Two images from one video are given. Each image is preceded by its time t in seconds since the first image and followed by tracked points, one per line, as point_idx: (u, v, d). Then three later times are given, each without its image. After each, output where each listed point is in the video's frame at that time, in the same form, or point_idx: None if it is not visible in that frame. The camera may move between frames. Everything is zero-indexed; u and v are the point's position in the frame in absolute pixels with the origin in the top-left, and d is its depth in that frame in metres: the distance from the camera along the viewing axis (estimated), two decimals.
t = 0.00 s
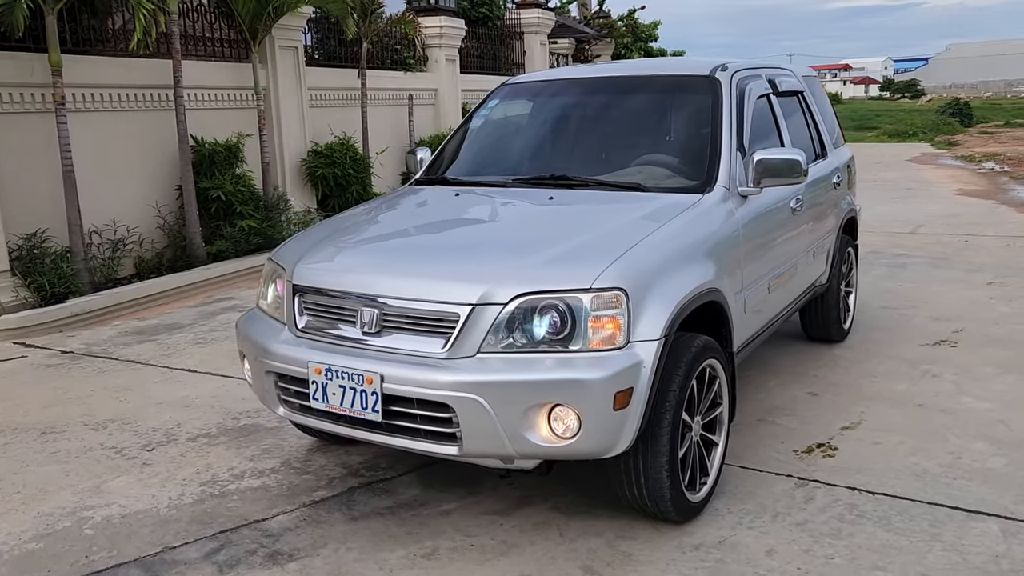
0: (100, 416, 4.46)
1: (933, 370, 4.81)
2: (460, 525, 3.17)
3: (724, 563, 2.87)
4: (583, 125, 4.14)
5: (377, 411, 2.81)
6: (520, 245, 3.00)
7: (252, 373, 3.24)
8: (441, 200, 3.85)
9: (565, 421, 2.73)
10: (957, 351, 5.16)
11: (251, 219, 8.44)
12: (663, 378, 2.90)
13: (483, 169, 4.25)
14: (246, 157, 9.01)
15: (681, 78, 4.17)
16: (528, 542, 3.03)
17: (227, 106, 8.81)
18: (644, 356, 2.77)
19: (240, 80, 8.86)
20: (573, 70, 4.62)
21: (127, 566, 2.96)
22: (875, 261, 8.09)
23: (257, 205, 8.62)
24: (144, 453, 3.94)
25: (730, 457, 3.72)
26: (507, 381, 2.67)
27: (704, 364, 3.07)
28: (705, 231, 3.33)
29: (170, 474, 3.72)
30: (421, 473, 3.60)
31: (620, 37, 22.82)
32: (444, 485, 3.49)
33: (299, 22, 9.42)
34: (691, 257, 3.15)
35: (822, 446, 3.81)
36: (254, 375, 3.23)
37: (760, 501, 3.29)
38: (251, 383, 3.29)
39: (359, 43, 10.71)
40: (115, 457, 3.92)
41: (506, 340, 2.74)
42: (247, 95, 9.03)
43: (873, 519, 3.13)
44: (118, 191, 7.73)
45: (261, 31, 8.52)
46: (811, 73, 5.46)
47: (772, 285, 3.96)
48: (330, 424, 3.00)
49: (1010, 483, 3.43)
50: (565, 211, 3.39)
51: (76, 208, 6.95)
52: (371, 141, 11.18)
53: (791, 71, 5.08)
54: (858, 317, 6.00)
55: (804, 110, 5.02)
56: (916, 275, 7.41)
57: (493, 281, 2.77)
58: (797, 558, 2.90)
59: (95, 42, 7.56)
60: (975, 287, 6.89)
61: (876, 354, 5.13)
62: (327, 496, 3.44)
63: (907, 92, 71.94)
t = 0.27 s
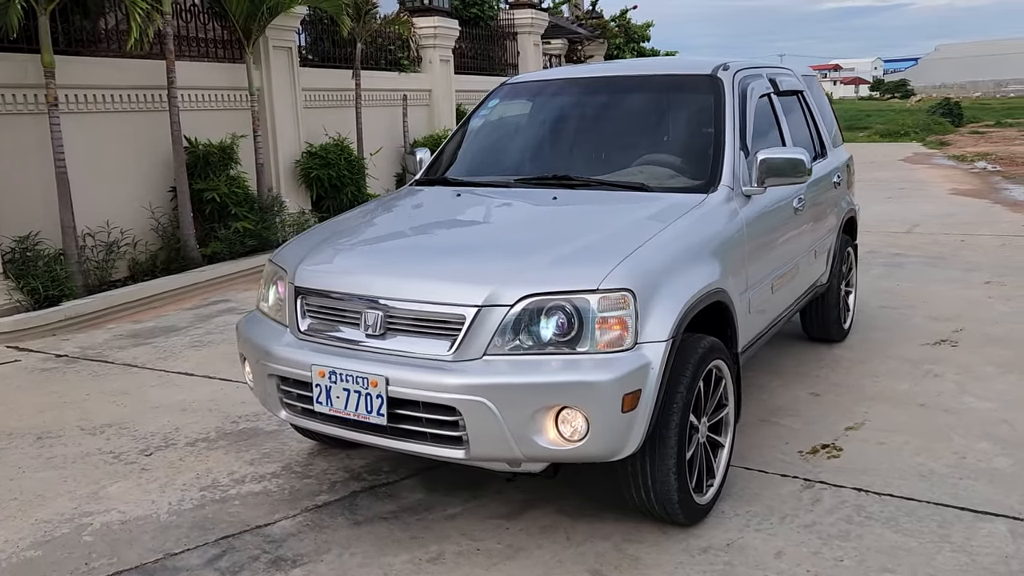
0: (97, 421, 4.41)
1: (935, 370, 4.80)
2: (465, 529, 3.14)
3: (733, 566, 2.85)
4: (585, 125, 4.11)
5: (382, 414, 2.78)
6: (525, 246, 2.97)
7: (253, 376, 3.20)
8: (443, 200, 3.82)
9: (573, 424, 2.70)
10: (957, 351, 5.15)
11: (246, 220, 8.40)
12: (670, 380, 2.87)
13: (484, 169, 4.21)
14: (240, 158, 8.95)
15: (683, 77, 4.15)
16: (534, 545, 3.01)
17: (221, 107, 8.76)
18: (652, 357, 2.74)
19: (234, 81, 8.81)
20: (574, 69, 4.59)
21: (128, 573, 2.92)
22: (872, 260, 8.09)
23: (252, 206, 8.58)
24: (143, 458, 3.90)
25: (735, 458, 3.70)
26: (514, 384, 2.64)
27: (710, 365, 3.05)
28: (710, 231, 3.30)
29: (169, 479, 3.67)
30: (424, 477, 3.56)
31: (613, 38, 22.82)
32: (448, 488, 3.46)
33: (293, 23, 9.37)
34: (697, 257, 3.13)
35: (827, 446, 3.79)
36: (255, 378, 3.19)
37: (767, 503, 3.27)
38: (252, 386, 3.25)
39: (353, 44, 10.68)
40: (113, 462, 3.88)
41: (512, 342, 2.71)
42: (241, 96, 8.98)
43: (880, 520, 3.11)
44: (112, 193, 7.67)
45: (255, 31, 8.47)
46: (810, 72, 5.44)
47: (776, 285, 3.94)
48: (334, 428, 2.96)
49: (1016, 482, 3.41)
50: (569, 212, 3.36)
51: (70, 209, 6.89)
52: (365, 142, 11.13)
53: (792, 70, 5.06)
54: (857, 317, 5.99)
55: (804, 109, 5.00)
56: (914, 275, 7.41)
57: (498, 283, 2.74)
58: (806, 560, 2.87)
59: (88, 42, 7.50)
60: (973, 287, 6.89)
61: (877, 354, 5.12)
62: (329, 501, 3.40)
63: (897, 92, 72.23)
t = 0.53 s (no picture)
0: (94, 425, 4.34)
1: (938, 370, 4.78)
2: (472, 534, 3.09)
3: (745, 570, 2.81)
4: (589, 124, 4.06)
5: (389, 419, 2.73)
6: (533, 247, 2.93)
7: (255, 379, 3.15)
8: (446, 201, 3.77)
9: (584, 428, 2.65)
10: (960, 351, 5.13)
11: (241, 221, 8.34)
12: (681, 382, 2.83)
13: (487, 169, 4.16)
14: (234, 158, 8.88)
15: (688, 75, 4.11)
16: (543, 551, 2.96)
17: (215, 107, 8.68)
18: (663, 359, 2.70)
19: (229, 81, 8.75)
20: (576, 68, 4.54)
21: None
22: (870, 260, 8.07)
23: (247, 206, 8.51)
24: (141, 463, 3.84)
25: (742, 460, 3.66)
26: (524, 388, 2.60)
27: (720, 367, 3.01)
28: (718, 231, 3.26)
29: (169, 484, 3.61)
30: (429, 481, 3.51)
31: (606, 38, 22.79)
32: (453, 493, 3.41)
33: (287, 22, 9.30)
34: (706, 257, 3.09)
35: (834, 448, 3.76)
36: (258, 381, 3.13)
37: (777, 506, 3.24)
38: (254, 389, 3.19)
39: (347, 44, 10.62)
40: (111, 467, 3.81)
41: (522, 345, 2.67)
42: (235, 96, 8.91)
43: (892, 523, 3.08)
44: (105, 194, 7.59)
45: (249, 30, 8.41)
46: (811, 71, 5.41)
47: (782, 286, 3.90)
48: (339, 432, 2.91)
49: None
50: (576, 212, 3.31)
51: (63, 211, 6.81)
52: (360, 143, 11.07)
53: (794, 69, 5.03)
54: (858, 317, 5.97)
55: (807, 108, 4.97)
56: (912, 274, 7.40)
57: (508, 284, 2.70)
58: (818, 564, 2.84)
59: (81, 41, 7.42)
60: (972, 286, 6.88)
61: (879, 354, 5.10)
62: (333, 506, 3.35)
63: (887, 92, 72.52)
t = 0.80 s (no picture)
0: (89, 429, 4.29)
1: (939, 371, 4.77)
2: (477, 539, 3.05)
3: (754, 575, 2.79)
4: (592, 123, 4.03)
5: (395, 424, 2.69)
6: (541, 250, 2.89)
7: (257, 383, 3.10)
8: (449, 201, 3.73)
9: (594, 432, 2.62)
10: (959, 351, 5.13)
11: (234, 221, 8.27)
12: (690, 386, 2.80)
13: (489, 170, 4.12)
14: (228, 158, 8.81)
15: (692, 75, 4.08)
16: (550, 556, 2.93)
17: (208, 106, 8.61)
18: (673, 363, 2.67)
19: (222, 80, 8.68)
20: (577, 67, 4.51)
21: None
22: (866, 260, 8.08)
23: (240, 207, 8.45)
24: (138, 468, 3.78)
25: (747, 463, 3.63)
26: (533, 392, 2.57)
27: (728, 370, 2.98)
28: (725, 232, 3.24)
29: (167, 489, 3.56)
30: (432, 485, 3.47)
31: (598, 38, 22.77)
32: (457, 497, 3.37)
33: (280, 21, 9.24)
34: (714, 260, 3.06)
35: (839, 450, 3.74)
36: (259, 386, 3.09)
37: (784, 509, 3.21)
38: (256, 394, 3.15)
39: (341, 43, 10.56)
40: (108, 472, 3.76)
41: (530, 348, 2.64)
42: (228, 95, 8.84)
43: (900, 526, 3.06)
44: (97, 195, 7.52)
45: (243, 29, 8.35)
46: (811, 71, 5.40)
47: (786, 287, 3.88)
48: (344, 437, 2.87)
49: None
50: (582, 214, 3.28)
51: (55, 212, 6.74)
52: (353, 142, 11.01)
53: (795, 69, 5.01)
54: (856, 317, 5.96)
55: (808, 108, 4.95)
56: (909, 274, 7.40)
57: (516, 287, 2.67)
58: (828, 568, 2.81)
59: (73, 40, 7.34)
60: (968, 285, 6.89)
61: (880, 355, 5.08)
62: (335, 511, 3.30)
63: (876, 92, 72.80)
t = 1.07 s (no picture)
0: (83, 431, 4.24)
1: (935, 370, 4.79)
2: (479, 542, 3.03)
3: None
4: (590, 124, 4.01)
5: (398, 426, 2.66)
6: (543, 251, 2.87)
7: (256, 385, 3.07)
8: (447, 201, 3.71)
9: (598, 434, 2.61)
10: (954, 351, 5.15)
11: (225, 221, 8.21)
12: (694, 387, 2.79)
13: (487, 170, 4.09)
14: (218, 157, 8.75)
15: (690, 75, 4.07)
16: (552, 559, 2.91)
17: (198, 104, 8.54)
18: (678, 364, 2.65)
19: (212, 79, 8.61)
20: (573, 67, 4.49)
21: None
22: (858, 259, 8.10)
23: (230, 206, 8.40)
24: (133, 471, 3.74)
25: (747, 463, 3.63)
26: (537, 394, 2.55)
27: (730, 371, 2.97)
28: (726, 233, 3.23)
29: (164, 492, 3.52)
30: (431, 488, 3.45)
31: (587, 37, 22.76)
32: (457, 499, 3.35)
33: (271, 19, 9.18)
34: (716, 261, 3.05)
35: (838, 450, 3.74)
36: (259, 388, 3.06)
37: (785, 510, 3.21)
38: (254, 396, 3.12)
39: (331, 41, 10.51)
40: (102, 475, 3.71)
41: (534, 350, 2.62)
42: (218, 94, 8.77)
43: (902, 527, 3.07)
44: (86, 194, 7.45)
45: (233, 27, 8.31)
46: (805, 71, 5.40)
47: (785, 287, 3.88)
48: (345, 440, 2.84)
49: None
50: (583, 214, 3.26)
51: (44, 211, 6.67)
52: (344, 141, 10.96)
53: (791, 69, 5.02)
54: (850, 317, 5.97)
55: (804, 108, 4.96)
56: (901, 273, 7.42)
57: (519, 288, 2.65)
58: (831, 570, 2.81)
59: (61, 38, 7.26)
60: (960, 285, 6.92)
61: (875, 354, 5.10)
62: (334, 514, 3.28)
63: (862, 91, 73.15)
